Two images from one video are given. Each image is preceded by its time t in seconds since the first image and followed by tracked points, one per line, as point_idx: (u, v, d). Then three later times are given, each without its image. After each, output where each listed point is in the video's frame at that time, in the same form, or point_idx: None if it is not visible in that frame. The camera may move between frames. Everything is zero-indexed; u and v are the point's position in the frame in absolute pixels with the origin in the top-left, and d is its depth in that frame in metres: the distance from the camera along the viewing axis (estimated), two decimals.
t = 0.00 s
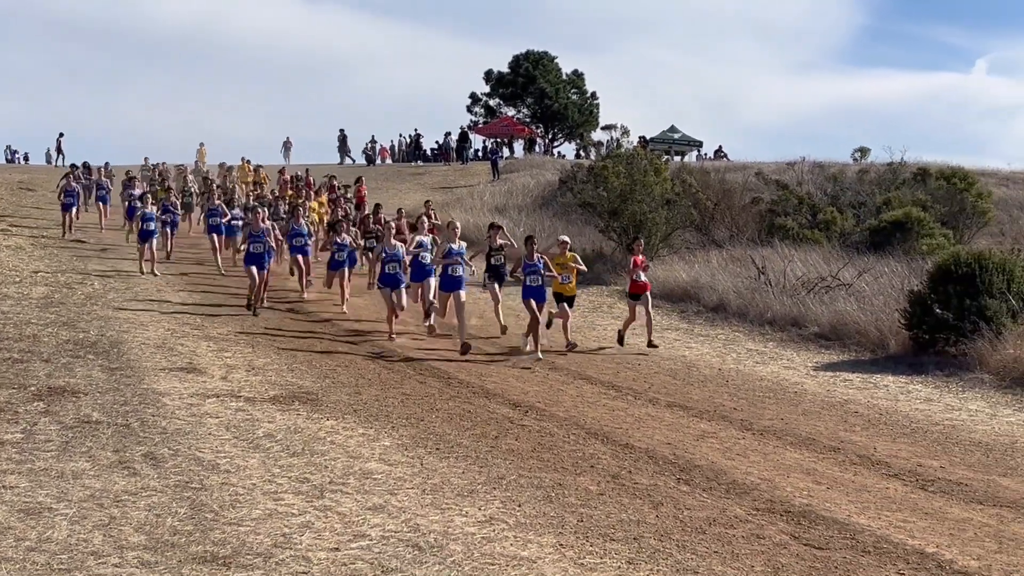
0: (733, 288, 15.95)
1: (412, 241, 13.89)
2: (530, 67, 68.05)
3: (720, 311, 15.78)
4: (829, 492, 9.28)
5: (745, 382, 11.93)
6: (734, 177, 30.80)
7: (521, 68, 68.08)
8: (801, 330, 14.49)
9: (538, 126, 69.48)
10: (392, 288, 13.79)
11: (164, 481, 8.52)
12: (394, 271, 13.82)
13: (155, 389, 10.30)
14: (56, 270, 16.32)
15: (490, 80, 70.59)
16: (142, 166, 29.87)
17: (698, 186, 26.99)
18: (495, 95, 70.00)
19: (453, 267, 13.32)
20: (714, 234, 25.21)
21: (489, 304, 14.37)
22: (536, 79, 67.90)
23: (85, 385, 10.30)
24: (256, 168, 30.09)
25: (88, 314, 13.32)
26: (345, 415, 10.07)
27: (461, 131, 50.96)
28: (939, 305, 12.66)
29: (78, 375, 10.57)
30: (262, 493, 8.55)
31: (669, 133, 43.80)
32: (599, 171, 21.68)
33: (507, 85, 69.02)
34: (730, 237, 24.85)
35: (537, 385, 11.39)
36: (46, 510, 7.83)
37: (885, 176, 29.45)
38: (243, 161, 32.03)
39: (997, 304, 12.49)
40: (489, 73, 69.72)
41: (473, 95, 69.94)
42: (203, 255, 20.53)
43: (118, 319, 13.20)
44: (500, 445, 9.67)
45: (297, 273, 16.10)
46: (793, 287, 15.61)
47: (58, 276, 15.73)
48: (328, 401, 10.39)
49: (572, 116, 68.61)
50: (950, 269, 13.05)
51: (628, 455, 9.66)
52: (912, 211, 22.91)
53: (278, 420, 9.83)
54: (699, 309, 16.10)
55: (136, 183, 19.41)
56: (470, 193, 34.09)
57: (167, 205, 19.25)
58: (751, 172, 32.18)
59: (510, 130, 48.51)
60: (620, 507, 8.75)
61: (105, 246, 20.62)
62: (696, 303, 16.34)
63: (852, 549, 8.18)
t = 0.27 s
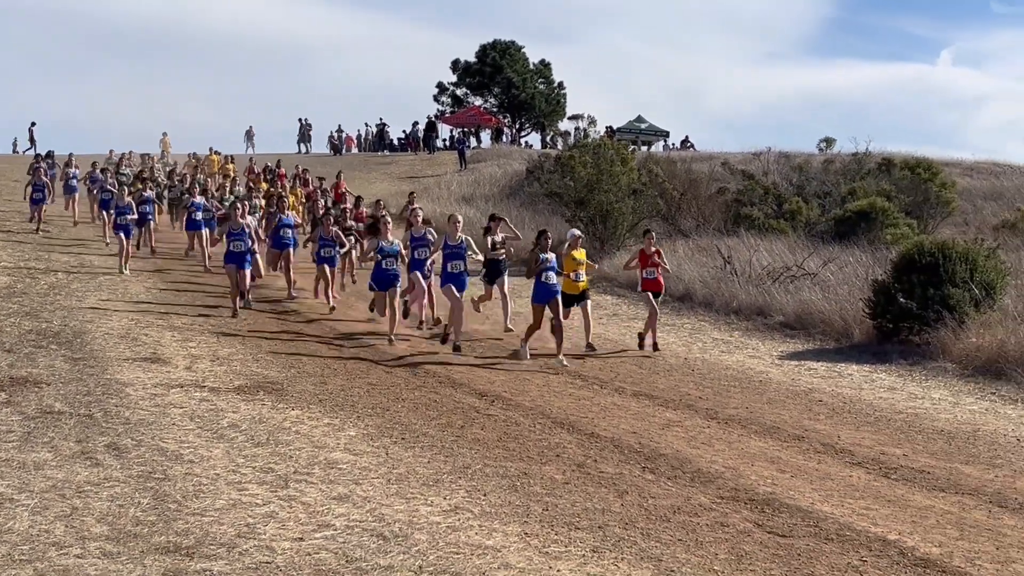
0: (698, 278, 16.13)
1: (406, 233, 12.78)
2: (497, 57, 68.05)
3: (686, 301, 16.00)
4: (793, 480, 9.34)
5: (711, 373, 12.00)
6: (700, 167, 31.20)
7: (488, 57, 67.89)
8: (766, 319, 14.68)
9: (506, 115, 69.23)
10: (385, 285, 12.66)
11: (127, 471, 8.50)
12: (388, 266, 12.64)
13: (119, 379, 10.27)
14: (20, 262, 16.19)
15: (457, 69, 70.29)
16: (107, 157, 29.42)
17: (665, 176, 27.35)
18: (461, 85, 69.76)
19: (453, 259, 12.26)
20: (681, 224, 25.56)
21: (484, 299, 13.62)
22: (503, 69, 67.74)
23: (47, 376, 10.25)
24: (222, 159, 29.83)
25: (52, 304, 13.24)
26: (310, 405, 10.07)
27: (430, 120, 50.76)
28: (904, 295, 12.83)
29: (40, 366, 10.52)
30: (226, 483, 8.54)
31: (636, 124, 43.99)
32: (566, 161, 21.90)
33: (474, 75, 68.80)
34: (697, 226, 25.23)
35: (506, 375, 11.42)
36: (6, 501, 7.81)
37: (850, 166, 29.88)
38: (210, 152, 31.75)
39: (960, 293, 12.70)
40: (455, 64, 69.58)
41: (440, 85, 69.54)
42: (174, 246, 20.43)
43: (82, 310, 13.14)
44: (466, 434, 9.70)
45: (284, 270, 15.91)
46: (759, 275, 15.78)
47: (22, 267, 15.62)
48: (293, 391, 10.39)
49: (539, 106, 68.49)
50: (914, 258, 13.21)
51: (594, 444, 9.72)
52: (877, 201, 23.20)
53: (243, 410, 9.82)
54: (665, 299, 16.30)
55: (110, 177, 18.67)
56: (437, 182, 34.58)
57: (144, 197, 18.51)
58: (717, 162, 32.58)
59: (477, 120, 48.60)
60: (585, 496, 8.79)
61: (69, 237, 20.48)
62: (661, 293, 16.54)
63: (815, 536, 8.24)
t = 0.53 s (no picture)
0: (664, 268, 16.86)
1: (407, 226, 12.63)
2: (463, 46, 67.63)
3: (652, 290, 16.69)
4: (756, 468, 9.41)
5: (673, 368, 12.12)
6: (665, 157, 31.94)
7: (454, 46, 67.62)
8: (732, 308, 15.48)
9: (472, 104, 68.84)
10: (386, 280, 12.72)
11: (88, 461, 8.48)
12: (384, 258, 12.71)
13: (81, 369, 10.25)
14: None
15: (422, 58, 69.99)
16: (70, 147, 28.97)
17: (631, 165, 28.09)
18: (427, 74, 69.45)
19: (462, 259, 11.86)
20: (646, 213, 26.30)
21: (492, 297, 13.11)
22: (469, 58, 67.46)
23: (8, 366, 10.22)
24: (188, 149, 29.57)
25: (15, 294, 13.18)
26: (274, 394, 10.09)
27: (397, 111, 50.76)
28: (867, 284, 13.59)
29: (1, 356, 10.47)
30: (188, 472, 8.53)
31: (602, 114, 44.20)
32: (531, 149, 22.63)
33: (439, 64, 68.52)
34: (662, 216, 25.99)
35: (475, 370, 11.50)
36: None
37: (814, 154, 30.32)
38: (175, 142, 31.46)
39: (923, 282, 13.37)
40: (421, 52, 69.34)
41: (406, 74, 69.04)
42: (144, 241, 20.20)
43: (45, 299, 13.07)
44: (431, 423, 9.75)
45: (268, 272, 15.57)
46: (724, 266, 16.57)
47: None
48: (256, 380, 10.44)
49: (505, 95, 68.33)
50: (878, 248, 13.92)
51: (559, 433, 9.79)
52: (841, 191, 23.92)
53: (206, 399, 9.82)
54: (631, 287, 16.96)
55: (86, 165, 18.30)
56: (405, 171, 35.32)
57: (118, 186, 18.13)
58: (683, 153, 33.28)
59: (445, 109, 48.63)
60: (549, 484, 8.82)
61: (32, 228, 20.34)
62: (627, 282, 17.18)
63: (777, 523, 8.29)
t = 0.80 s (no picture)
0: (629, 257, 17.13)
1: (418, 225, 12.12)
2: (429, 35, 67.72)
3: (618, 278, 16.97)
4: (720, 456, 9.48)
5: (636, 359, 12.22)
6: (632, 147, 32.53)
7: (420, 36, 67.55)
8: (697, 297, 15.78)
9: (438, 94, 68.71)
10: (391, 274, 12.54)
11: (50, 451, 8.45)
12: (393, 253, 12.55)
13: (42, 359, 10.24)
14: None
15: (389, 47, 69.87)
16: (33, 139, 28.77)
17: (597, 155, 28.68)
18: (393, 63, 69.31)
19: (478, 264, 11.23)
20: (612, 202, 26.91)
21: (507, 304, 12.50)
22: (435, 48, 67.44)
23: None
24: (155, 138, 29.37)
25: None
26: (238, 383, 10.15)
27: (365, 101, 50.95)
28: (830, 274, 13.78)
29: None
30: (151, 463, 8.51)
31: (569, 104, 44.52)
32: (498, 140, 23.23)
33: (406, 53, 68.46)
34: (627, 205, 26.59)
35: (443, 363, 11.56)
36: None
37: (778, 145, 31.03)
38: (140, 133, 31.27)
39: (886, 271, 13.58)
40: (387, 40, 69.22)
41: (372, 63, 68.75)
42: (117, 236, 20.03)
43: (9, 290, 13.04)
44: (396, 413, 9.81)
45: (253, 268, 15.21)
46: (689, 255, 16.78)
47: None
48: (220, 371, 10.52)
49: (472, 85, 68.39)
50: (841, 238, 14.14)
51: (524, 422, 9.85)
52: (804, 181, 24.46)
53: (169, 389, 9.85)
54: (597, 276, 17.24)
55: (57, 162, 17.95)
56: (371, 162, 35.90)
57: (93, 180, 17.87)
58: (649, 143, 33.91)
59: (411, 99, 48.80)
60: (514, 473, 8.85)
61: None
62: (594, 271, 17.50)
63: (740, 511, 8.35)
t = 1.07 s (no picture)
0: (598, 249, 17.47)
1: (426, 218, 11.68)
2: (397, 25, 67.57)
3: (585, 269, 17.30)
4: (687, 446, 9.54)
5: (602, 352, 12.30)
6: (600, 138, 32.99)
7: (388, 25, 67.37)
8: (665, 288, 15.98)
9: (407, 85, 68.53)
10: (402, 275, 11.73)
11: (13, 443, 8.43)
12: (401, 253, 11.65)
13: (7, 351, 10.24)
14: None
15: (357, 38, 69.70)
16: None
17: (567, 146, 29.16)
18: (362, 54, 69.16)
19: (505, 261, 10.57)
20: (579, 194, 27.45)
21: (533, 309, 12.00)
22: (403, 38, 67.30)
23: None
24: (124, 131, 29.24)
25: None
26: (204, 375, 10.26)
27: (332, 92, 50.99)
28: (797, 264, 14.22)
29: None
30: (116, 454, 8.50)
31: (538, 96, 44.74)
32: (466, 131, 23.84)
33: (374, 44, 68.35)
34: (594, 196, 27.17)
35: (412, 356, 11.58)
36: None
37: (746, 139, 31.81)
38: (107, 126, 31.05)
39: (851, 262, 14.01)
40: (355, 31, 69.01)
41: (339, 53, 68.63)
42: (89, 229, 19.98)
43: None
44: (363, 404, 9.90)
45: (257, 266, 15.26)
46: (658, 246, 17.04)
47: None
48: (186, 362, 10.62)
49: (440, 75, 68.32)
50: (808, 229, 14.58)
51: (492, 413, 9.94)
52: (772, 172, 24.75)
53: (135, 381, 9.91)
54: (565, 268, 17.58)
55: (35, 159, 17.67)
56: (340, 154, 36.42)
57: (71, 177, 17.75)
58: (618, 133, 34.42)
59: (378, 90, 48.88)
60: (481, 463, 8.88)
61: None
62: (563, 263, 17.82)
63: (706, 501, 8.40)
